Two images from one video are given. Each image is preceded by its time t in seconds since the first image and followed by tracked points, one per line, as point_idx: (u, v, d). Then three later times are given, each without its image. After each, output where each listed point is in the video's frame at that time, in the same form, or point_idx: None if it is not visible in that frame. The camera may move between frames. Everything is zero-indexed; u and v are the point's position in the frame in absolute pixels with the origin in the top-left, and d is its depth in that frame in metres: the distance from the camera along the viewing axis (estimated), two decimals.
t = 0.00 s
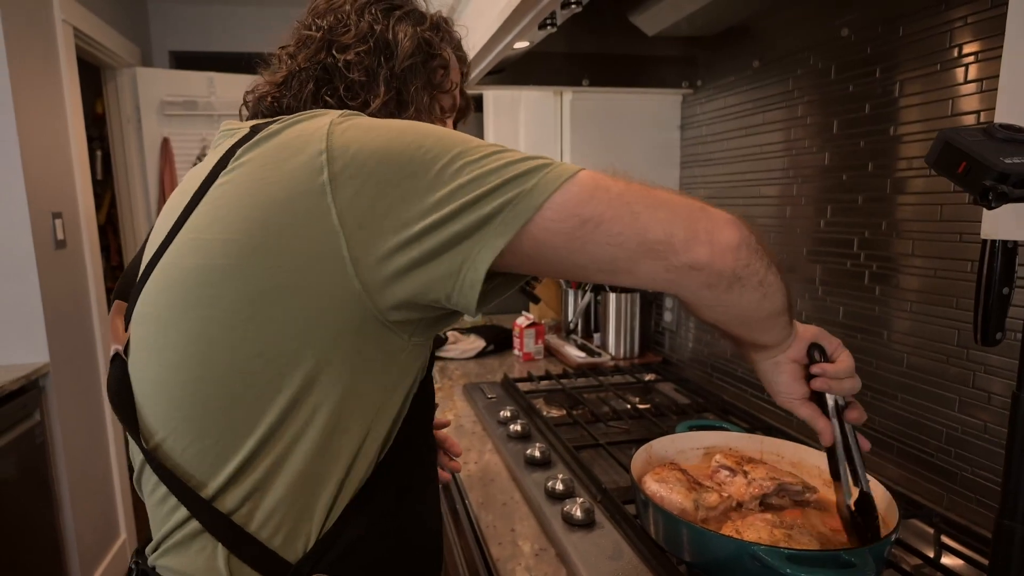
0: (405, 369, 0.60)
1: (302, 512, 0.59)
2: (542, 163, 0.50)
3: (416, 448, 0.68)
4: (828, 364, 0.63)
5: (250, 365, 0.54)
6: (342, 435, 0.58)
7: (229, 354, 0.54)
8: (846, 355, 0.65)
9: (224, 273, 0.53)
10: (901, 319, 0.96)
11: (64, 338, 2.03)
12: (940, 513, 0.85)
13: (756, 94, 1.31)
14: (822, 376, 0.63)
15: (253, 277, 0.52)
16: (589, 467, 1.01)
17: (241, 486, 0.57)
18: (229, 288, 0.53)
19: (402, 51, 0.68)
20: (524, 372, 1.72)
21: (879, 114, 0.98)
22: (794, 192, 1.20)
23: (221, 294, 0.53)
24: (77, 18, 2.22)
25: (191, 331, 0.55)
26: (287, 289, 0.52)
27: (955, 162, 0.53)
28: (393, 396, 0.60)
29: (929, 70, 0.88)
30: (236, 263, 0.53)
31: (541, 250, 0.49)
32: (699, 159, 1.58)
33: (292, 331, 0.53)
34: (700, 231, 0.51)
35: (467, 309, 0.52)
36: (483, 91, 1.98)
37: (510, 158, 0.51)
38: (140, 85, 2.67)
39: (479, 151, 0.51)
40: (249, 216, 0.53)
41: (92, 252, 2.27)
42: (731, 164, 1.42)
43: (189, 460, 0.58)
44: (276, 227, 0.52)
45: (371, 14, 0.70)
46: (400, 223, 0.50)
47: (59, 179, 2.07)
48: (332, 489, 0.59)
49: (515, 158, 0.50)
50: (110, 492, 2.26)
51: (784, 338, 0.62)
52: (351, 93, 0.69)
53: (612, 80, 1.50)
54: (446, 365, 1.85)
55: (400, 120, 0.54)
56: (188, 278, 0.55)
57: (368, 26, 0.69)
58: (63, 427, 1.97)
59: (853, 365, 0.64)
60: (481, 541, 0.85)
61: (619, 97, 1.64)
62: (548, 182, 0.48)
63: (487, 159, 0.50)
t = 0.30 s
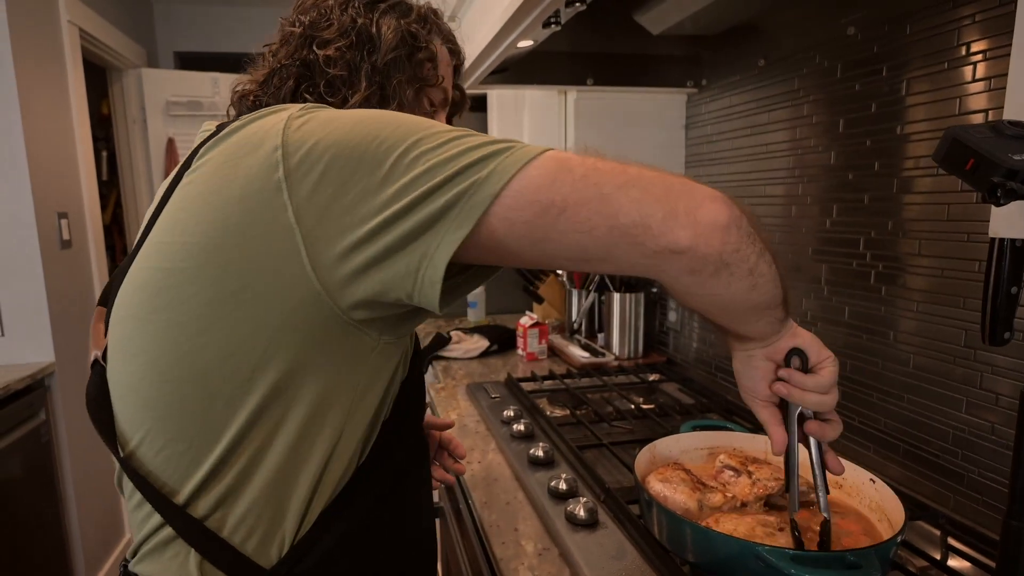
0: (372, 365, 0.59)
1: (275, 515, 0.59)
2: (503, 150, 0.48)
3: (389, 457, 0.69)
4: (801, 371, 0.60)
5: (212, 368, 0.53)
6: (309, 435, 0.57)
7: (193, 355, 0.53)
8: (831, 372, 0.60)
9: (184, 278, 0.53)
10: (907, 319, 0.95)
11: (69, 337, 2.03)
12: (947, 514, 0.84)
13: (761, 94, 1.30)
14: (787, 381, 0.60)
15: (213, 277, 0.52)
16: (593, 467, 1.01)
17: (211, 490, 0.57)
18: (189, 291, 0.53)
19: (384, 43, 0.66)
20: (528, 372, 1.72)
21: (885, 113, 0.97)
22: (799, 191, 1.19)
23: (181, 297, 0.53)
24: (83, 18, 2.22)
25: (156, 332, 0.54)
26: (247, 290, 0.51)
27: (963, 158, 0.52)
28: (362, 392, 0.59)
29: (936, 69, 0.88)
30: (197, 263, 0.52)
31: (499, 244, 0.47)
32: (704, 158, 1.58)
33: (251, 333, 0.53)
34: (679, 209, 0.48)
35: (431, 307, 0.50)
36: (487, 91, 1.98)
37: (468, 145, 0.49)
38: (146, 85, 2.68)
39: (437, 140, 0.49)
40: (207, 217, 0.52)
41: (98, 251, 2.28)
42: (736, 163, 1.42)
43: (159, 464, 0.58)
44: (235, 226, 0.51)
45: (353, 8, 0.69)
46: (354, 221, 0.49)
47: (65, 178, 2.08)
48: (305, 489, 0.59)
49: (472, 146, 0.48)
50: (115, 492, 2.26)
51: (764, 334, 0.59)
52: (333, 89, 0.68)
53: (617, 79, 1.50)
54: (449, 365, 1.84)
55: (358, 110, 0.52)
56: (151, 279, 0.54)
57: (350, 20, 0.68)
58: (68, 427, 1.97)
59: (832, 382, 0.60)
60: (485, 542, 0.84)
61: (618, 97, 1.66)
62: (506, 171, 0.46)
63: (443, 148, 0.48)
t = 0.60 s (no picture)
0: (346, 377, 0.59)
1: (257, 526, 0.60)
2: (458, 175, 0.46)
3: (381, 459, 0.69)
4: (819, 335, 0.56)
5: (185, 383, 0.55)
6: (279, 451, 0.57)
7: (168, 369, 0.55)
8: (853, 332, 0.56)
9: (157, 291, 0.54)
10: (914, 319, 0.95)
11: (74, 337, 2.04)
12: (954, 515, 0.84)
13: (765, 93, 1.30)
14: (805, 348, 0.56)
15: (184, 293, 0.52)
16: (596, 468, 1.00)
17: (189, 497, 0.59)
18: (162, 305, 0.54)
19: (371, 41, 0.66)
20: (532, 373, 1.72)
21: (889, 112, 0.97)
22: (804, 191, 1.19)
23: (155, 310, 0.54)
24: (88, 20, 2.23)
25: (134, 342, 0.56)
26: (214, 307, 0.52)
27: (966, 157, 0.52)
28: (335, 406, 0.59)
29: (941, 67, 0.87)
30: (169, 280, 0.53)
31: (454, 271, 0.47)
32: (708, 158, 1.57)
33: (218, 350, 0.53)
34: (648, 247, 0.46)
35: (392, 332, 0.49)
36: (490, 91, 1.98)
37: (423, 167, 0.47)
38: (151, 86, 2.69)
39: (392, 160, 0.47)
40: (177, 232, 0.52)
41: (103, 251, 2.28)
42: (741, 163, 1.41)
43: (143, 473, 0.59)
44: (202, 242, 0.51)
45: (338, 5, 0.68)
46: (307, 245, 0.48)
47: (71, 179, 2.08)
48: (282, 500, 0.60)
49: (426, 169, 0.46)
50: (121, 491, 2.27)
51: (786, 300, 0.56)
52: (319, 89, 0.68)
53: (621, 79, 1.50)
54: (453, 365, 1.84)
55: (323, 120, 0.51)
56: (129, 292, 0.55)
57: (333, 17, 0.67)
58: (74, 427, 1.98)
59: (851, 345, 0.56)
60: (489, 543, 0.84)
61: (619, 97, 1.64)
62: (456, 202, 0.45)
63: (397, 171, 0.47)
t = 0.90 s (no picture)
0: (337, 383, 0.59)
1: (251, 529, 0.60)
2: (450, 193, 0.46)
3: (378, 462, 0.68)
4: (780, 360, 0.56)
5: (178, 389, 0.55)
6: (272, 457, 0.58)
7: (159, 376, 0.55)
8: (815, 365, 0.56)
9: (150, 297, 0.54)
10: (918, 320, 0.94)
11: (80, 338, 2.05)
12: (957, 516, 0.84)
13: (769, 93, 1.30)
14: (765, 367, 0.57)
15: (174, 300, 0.53)
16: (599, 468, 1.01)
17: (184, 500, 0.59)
18: (155, 311, 0.54)
19: (368, 39, 0.66)
20: (536, 373, 1.72)
21: (893, 113, 0.97)
22: (808, 191, 1.19)
23: (148, 316, 0.55)
24: (95, 22, 2.24)
25: (128, 346, 0.56)
26: (203, 315, 0.52)
27: (967, 159, 0.52)
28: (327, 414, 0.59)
29: (945, 68, 0.87)
30: (162, 287, 0.53)
31: (444, 293, 0.47)
32: (712, 158, 1.57)
33: (210, 358, 0.53)
34: (651, 252, 0.46)
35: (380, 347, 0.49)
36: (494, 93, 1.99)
37: (414, 184, 0.46)
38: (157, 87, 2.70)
39: (382, 175, 0.47)
40: (167, 239, 0.52)
41: (109, 252, 2.29)
42: (745, 164, 1.41)
43: (137, 477, 0.60)
44: (191, 251, 0.51)
45: None
46: (294, 258, 0.48)
47: (77, 180, 2.09)
48: (275, 504, 0.60)
49: (416, 186, 0.46)
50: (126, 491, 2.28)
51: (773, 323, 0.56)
52: (316, 87, 0.68)
53: (624, 80, 1.50)
54: (458, 366, 1.85)
55: (312, 128, 0.50)
56: (121, 298, 0.56)
57: (330, 13, 0.66)
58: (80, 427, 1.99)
59: (812, 375, 0.56)
60: (492, 543, 0.85)
61: (621, 98, 1.64)
62: (448, 223, 0.45)
63: (385, 189, 0.46)
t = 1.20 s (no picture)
0: (340, 389, 0.59)
1: (256, 532, 0.61)
2: (467, 205, 0.47)
3: (382, 463, 0.69)
4: (777, 392, 0.60)
5: (184, 394, 0.55)
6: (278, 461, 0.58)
7: (165, 382, 0.56)
8: (811, 392, 0.60)
9: (157, 303, 0.54)
10: (923, 322, 0.94)
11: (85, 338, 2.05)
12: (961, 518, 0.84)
13: (773, 95, 1.30)
14: (764, 398, 0.61)
15: (181, 307, 0.53)
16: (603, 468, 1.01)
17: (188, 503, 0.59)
18: (163, 318, 0.54)
19: (371, 38, 0.66)
20: (540, 374, 1.72)
21: (897, 114, 0.97)
22: (812, 192, 1.19)
23: (154, 322, 0.55)
24: (100, 22, 2.25)
25: (134, 351, 0.56)
26: (210, 322, 0.52)
27: (970, 161, 0.52)
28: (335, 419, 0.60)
29: (950, 70, 0.87)
30: (169, 293, 0.53)
31: (461, 304, 0.48)
32: (716, 159, 1.58)
33: (218, 364, 0.54)
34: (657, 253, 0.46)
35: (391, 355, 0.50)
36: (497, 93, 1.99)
37: (432, 196, 0.47)
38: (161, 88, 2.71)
39: (400, 186, 0.48)
40: (173, 246, 0.53)
41: (115, 253, 2.30)
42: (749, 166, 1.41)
43: (142, 480, 0.60)
44: (198, 258, 0.52)
45: None
46: (308, 266, 0.48)
47: (83, 181, 2.10)
48: (281, 508, 0.60)
49: (434, 198, 0.47)
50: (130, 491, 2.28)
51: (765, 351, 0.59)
52: (319, 87, 0.68)
53: (628, 81, 1.50)
54: (461, 366, 1.85)
55: (325, 136, 0.51)
56: (126, 304, 0.56)
57: (332, 11, 0.66)
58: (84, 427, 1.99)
59: (807, 402, 0.60)
60: (496, 542, 0.85)
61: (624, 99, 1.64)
62: (466, 236, 0.46)
63: (404, 200, 0.47)
